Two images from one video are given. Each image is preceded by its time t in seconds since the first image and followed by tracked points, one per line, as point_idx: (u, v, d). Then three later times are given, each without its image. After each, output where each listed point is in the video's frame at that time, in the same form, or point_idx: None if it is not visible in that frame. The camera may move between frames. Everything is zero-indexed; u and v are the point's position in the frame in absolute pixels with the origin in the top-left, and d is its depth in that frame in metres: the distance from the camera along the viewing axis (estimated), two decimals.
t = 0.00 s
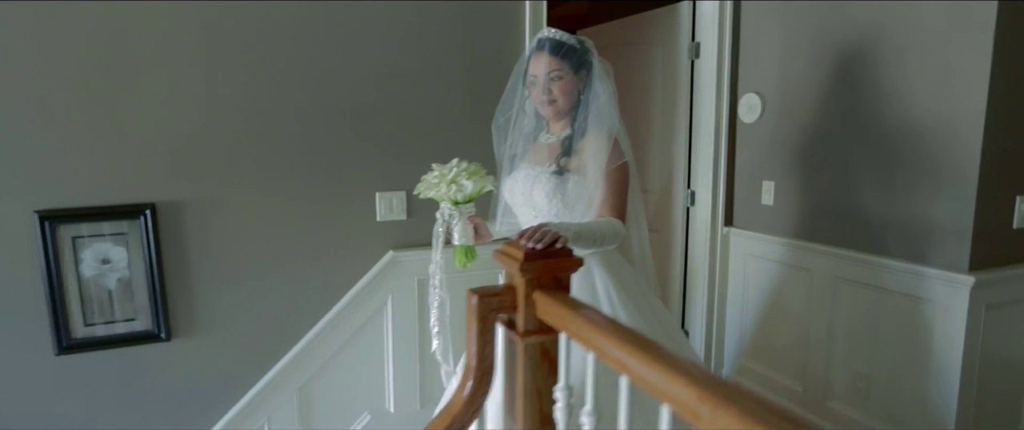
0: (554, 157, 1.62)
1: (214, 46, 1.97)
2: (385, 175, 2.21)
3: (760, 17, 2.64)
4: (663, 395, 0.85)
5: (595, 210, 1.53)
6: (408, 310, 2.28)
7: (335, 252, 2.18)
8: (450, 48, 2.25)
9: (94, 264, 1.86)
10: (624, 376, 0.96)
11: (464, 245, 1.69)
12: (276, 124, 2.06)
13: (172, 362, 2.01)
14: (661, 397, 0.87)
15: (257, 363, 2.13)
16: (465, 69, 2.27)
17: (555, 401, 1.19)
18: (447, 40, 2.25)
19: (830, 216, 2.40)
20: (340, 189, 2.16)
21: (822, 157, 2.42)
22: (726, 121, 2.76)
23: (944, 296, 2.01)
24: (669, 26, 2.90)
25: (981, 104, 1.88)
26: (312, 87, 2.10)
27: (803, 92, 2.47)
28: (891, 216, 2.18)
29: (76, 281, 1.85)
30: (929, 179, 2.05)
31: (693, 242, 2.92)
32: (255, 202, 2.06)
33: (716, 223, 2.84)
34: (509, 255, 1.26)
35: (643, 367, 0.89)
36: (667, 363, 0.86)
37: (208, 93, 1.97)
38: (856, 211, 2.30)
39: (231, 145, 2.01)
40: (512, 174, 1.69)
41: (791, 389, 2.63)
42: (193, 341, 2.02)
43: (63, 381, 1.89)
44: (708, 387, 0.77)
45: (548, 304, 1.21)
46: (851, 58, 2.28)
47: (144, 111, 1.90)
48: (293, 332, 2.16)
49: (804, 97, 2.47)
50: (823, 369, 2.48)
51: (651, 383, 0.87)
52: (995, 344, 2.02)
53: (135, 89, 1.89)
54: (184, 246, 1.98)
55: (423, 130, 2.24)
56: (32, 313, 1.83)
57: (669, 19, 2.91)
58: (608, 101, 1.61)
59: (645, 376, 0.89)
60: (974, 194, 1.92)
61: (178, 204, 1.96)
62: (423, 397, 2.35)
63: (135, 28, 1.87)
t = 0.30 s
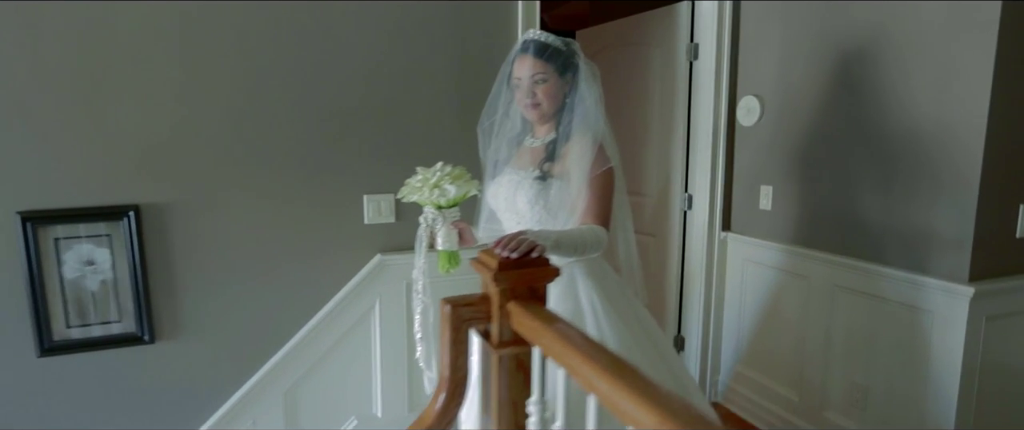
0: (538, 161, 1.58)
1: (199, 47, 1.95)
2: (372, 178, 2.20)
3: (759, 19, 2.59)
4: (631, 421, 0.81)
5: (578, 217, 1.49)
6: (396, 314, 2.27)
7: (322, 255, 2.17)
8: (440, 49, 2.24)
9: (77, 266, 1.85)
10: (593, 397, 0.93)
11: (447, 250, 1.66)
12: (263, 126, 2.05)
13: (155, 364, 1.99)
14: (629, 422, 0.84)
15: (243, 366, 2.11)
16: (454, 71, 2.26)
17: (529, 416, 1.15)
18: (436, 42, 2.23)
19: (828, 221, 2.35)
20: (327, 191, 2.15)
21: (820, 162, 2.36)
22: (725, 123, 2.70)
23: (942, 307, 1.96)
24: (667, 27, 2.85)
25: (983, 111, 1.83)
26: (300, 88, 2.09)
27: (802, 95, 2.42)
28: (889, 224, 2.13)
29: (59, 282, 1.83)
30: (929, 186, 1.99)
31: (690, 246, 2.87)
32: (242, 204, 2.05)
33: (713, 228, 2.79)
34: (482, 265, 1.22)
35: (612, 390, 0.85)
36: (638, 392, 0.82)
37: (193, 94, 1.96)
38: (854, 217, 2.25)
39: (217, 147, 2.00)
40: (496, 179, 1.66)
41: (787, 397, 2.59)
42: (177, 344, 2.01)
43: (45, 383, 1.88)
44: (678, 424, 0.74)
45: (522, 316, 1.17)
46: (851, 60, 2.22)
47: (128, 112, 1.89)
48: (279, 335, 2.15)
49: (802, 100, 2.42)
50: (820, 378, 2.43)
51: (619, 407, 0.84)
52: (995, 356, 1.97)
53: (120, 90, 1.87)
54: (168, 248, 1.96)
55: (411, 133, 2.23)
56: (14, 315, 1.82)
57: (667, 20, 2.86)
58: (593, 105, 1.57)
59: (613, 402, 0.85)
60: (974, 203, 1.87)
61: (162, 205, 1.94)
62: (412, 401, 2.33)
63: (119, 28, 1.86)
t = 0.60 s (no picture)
0: (518, 167, 1.54)
1: (186, 49, 1.94)
2: (359, 180, 2.19)
3: (757, 21, 2.53)
4: None
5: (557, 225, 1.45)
6: (382, 317, 2.25)
7: (308, 257, 2.16)
8: (429, 50, 2.23)
9: (59, 266, 1.84)
10: (552, 422, 0.89)
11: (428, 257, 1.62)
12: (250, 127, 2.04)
13: (138, 366, 1.98)
14: None
15: (227, 368, 2.10)
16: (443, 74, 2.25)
17: None
18: (425, 45, 2.22)
19: (826, 229, 2.29)
20: (314, 194, 2.14)
21: (818, 168, 2.31)
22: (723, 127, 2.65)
23: (940, 320, 1.90)
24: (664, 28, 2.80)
25: (984, 118, 1.78)
26: (287, 88, 2.08)
27: (799, 100, 2.37)
28: (888, 233, 2.07)
29: (41, 282, 1.83)
30: (928, 195, 1.93)
31: (687, 252, 2.81)
32: (227, 205, 2.04)
33: (709, 233, 2.73)
34: (450, 276, 1.19)
35: (570, 420, 0.82)
36: (595, 423, 0.78)
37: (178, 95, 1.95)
38: (851, 225, 2.20)
39: (202, 148, 1.99)
40: (476, 184, 1.62)
41: (782, 407, 2.54)
42: (160, 346, 2.00)
43: (27, 384, 1.88)
44: None
45: (489, 330, 1.13)
46: (850, 64, 2.16)
47: (112, 113, 1.88)
48: (264, 337, 2.13)
49: (800, 105, 2.37)
50: (816, 389, 2.37)
51: None
52: (994, 370, 1.92)
53: (103, 90, 1.86)
54: (151, 249, 1.95)
55: (400, 136, 2.22)
56: None
57: (664, 20, 2.81)
58: (577, 110, 1.54)
59: (569, 429, 0.82)
60: (974, 212, 1.81)
61: (146, 207, 1.93)
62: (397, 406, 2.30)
63: (103, 28, 1.85)
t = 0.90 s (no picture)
0: (507, 171, 1.52)
1: (181, 49, 1.94)
2: (355, 182, 2.19)
3: (762, 21, 2.48)
4: None
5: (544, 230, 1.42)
6: (377, 319, 2.24)
7: (303, 259, 2.15)
8: (426, 49, 2.22)
9: (54, 266, 1.85)
10: None
11: (417, 261, 1.57)
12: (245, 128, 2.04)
13: (132, 365, 1.99)
14: None
15: (220, 369, 2.10)
16: (440, 75, 2.24)
17: None
18: (422, 46, 2.21)
19: (830, 235, 2.24)
20: (309, 195, 2.14)
21: (822, 172, 2.25)
22: (726, 129, 2.60)
23: (945, 332, 1.85)
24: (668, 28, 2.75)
25: (993, 123, 1.72)
26: (282, 88, 2.07)
27: (803, 102, 2.32)
28: (893, 240, 2.01)
29: (36, 282, 1.84)
30: (935, 202, 1.88)
31: (688, 256, 2.76)
32: (221, 206, 2.04)
33: (711, 237, 2.69)
34: (429, 284, 1.16)
35: None
36: None
37: (173, 96, 1.95)
38: (855, 231, 2.14)
39: (196, 149, 1.99)
40: (466, 187, 1.60)
41: (784, 415, 2.49)
42: (154, 346, 2.01)
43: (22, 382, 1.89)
44: None
45: (467, 340, 1.11)
46: (855, 66, 2.11)
47: (107, 114, 1.88)
48: (258, 339, 2.13)
49: (805, 107, 2.31)
50: (818, 398, 2.32)
51: None
52: (1001, 383, 1.86)
53: (98, 91, 1.87)
54: (146, 249, 1.96)
55: (396, 137, 2.22)
56: None
57: (668, 20, 2.76)
58: (568, 114, 1.51)
59: None
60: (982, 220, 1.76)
61: (140, 207, 1.94)
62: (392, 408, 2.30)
63: (99, 29, 1.85)
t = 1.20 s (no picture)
0: (493, 176, 1.49)
1: (175, 52, 1.94)
2: (350, 184, 2.18)
3: (769, 21, 2.41)
4: None
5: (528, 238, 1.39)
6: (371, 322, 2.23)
7: (297, 261, 2.15)
8: (422, 50, 2.19)
9: (50, 266, 1.87)
10: None
11: (404, 266, 1.55)
12: (240, 131, 2.04)
13: (127, 366, 2.01)
14: None
15: (215, 370, 2.11)
16: (436, 77, 2.22)
17: None
18: (418, 47, 2.19)
19: (837, 241, 2.17)
20: (304, 197, 2.13)
21: (828, 176, 2.19)
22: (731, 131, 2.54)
23: (954, 345, 1.78)
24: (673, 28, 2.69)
25: (1006, 128, 1.64)
26: (277, 90, 2.06)
27: (810, 104, 2.25)
28: (901, 248, 1.94)
29: (33, 282, 1.86)
30: (944, 209, 1.81)
31: (692, 260, 2.71)
32: (215, 208, 2.04)
33: (716, 242, 2.63)
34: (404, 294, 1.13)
35: None
36: None
37: (168, 98, 1.95)
38: (862, 238, 2.07)
39: (191, 151, 1.99)
40: (453, 192, 1.57)
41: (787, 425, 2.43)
42: (148, 347, 2.02)
43: (19, 381, 1.92)
44: None
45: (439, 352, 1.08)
46: (863, 67, 2.04)
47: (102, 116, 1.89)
48: (252, 340, 2.14)
49: (811, 109, 2.24)
50: (822, 409, 2.26)
51: None
52: (1011, 398, 1.79)
53: (93, 93, 1.88)
54: (141, 251, 1.97)
55: (391, 139, 2.20)
56: None
57: (673, 20, 2.70)
58: (556, 118, 1.48)
59: None
60: (994, 229, 1.68)
61: (135, 209, 1.95)
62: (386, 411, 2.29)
63: (94, 32, 1.86)
